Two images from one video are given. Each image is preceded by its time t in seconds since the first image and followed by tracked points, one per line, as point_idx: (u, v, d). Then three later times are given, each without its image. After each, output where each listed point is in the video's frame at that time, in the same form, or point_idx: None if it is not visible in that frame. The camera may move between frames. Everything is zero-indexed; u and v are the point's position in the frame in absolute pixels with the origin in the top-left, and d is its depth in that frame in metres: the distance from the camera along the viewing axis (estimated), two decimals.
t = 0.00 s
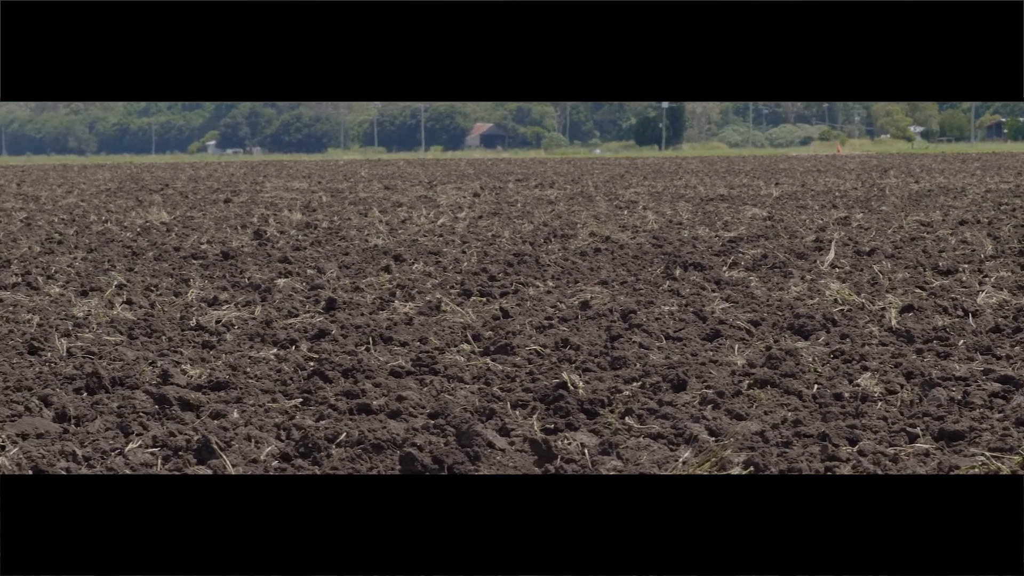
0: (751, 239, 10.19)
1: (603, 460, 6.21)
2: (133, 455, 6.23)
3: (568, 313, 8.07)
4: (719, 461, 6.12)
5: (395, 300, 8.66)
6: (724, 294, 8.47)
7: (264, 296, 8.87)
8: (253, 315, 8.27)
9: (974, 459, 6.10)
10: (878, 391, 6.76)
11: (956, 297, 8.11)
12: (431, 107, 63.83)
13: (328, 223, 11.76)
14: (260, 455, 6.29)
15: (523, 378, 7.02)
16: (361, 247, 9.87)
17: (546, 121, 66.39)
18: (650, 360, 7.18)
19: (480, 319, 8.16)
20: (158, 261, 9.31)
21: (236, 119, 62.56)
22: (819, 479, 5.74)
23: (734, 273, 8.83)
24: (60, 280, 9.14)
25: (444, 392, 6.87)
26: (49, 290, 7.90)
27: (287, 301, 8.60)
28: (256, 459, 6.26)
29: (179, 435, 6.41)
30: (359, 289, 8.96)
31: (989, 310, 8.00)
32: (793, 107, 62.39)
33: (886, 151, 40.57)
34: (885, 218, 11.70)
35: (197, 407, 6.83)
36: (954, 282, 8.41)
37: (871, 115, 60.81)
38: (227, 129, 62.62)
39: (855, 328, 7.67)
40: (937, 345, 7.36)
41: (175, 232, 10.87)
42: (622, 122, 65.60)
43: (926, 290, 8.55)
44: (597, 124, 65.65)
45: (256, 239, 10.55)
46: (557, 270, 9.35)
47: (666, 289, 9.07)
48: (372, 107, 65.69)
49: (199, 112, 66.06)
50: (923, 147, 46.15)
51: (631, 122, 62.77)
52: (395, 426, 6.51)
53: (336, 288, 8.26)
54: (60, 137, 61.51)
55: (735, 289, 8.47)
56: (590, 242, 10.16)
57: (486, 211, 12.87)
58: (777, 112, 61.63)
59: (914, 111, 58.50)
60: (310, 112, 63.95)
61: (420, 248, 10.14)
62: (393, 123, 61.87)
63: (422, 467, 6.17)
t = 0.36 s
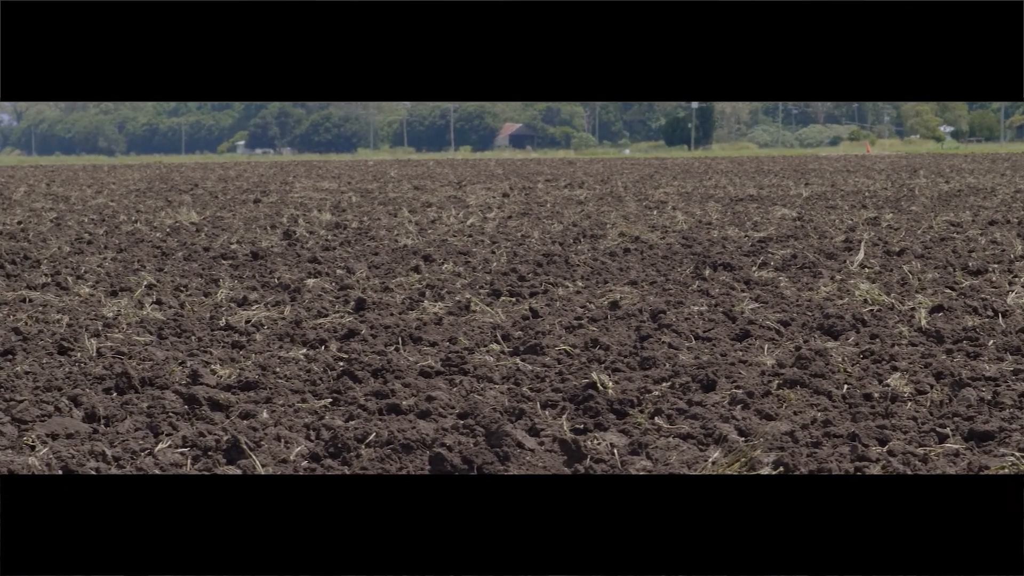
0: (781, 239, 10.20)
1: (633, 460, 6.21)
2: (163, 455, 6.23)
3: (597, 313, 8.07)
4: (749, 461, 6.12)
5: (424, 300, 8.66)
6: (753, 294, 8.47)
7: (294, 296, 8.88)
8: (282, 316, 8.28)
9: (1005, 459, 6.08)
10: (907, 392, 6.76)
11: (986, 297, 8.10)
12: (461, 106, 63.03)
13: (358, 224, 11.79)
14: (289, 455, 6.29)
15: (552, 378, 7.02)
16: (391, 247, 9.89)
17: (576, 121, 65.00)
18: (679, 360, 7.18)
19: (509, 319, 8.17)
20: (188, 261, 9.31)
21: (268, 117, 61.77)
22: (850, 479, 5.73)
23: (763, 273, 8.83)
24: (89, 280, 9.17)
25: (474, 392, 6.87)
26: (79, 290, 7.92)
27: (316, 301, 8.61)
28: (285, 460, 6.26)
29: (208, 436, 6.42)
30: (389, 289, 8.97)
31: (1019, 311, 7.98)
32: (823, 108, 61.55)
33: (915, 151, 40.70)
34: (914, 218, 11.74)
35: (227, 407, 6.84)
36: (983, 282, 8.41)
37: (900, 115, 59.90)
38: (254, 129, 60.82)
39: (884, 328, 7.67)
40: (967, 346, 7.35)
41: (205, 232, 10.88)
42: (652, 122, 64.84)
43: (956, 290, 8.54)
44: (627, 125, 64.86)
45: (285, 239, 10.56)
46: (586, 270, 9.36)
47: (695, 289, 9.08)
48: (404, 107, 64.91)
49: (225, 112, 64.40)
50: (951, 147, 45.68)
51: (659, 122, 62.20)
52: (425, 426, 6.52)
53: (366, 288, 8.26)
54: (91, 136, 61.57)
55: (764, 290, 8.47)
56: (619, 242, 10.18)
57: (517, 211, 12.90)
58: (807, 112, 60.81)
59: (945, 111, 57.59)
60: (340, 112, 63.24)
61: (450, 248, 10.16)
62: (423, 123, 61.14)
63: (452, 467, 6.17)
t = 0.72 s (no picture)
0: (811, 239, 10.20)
1: (663, 460, 6.20)
2: (192, 455, 6.24)
3: (627, 313, 8.07)
4: (778, 461, 6.11)
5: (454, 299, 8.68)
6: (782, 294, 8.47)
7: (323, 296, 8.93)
8: (311, 315, 8.31)
9: None
10: (937, 391, 6.75)
11: (1017, 297, 8.08)
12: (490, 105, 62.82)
13: (387, 224, 11.80)
14: (319, 455, 6.29)
15: (582, 378, 7.02)
16: (421, 247, 9.91)
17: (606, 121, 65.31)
18: (709, 360, 7.17)
19: (538, 320, 8.19)
20: (217, 261, 9.32)
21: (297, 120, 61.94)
22: (879, 480, 5.73)
23: (792, 273, 8.83)
24: (119, 280, 9.18)
25: (503, 392, 6.86)
26: (108, 290, 7.93)
27: (345, 300, 8.63)
28: (315, 459, 6.26)
29: (237, 436, 6.42)
30: (418, 289, 8.98)
31: None
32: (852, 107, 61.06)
33: (946, 151, 40.47)
34: (944, 219, 11.73)
35: (256, 407, 6.84)
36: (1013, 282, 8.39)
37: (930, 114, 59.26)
38: (286, 129, 61.51)
39: (914, 328, 7.66)
40: (997, 346, 7.33)
41: (234, 232, 10.88)
42: (681, 122, 64.41)
43: (985, 290, 8.53)
44: (657, 125, 64.47)
45: (314, 238, 10.57)
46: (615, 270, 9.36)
47: (725, 289, 9.09)
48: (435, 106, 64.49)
49: (255, 113, 64.75)
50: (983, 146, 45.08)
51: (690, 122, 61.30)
52: (454, 426, 6.52)
53: (395, 288, 8.26)
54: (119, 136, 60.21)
55: (793, 289, 8.48)
56: (649, 241, 10.19)
57: (546, 210, 12.89)
58: (836, 111, 60.37)
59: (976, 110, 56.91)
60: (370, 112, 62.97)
61: (480, 248, 10.18)
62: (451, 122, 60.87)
63: (481, 467, 6.17)
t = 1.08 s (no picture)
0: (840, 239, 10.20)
1: (693, 460, 6.20)
2: (222, 455, 6.24)
3: (657, 313, 8.09)
4: (808, 461, 6.11)
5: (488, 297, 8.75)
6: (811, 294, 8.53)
7: (353, 295, 9.01)
8: (342, 315, 8.42)
9: None
10: (967, 391, 6.73)
11: None
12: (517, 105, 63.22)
13: (417, 224, 11.83)
14: (349, 454, 6.29)
15: (611, 378, 7.02)
16: (452, 248, 10.01)
17: (636, 122, 65.17)
18: (738, 360, 7.17)
19: (568, 319, 8.25)
20: (246, 261, 9.33)
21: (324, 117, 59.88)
22: (910, 480, 5.72)
23: (823, 273, 8.85)
24: (148, 280, 9.23)
25: (533, 392, 6.86)
26: (138, 289, 7.91)
27: (375, 300, 8.70)
28: (344, 459, 6.26)
29: (267, 436, 6.43)
30: (448, 289, 9.04)
31: None
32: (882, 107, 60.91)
33: (975, 151, 40.16)
34: (974, 219, 11.72)
35: (285, 406, 6.85)
36: None
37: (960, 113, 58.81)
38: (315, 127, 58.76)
39: (944, 328, 7.65)
40: None
41: (264, 232, 10.91)
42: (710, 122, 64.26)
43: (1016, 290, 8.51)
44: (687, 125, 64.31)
45: (344, 238, 10.60)
46: (645, 269, 9.37)
47: (754, 290, 9.11)
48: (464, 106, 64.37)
49: (285, 112, 63.10)
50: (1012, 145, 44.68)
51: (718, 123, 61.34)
52: (484, 425, 6.52)
53: (425, 287, 8.26)
54: (148, 136, 59.90)
55: (823, 289, 8.52)
56: (679, 241, 10.21)
57: (576, 210, 12.90)
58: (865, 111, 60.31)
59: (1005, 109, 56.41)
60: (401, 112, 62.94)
61: (509, 248, 10.23)
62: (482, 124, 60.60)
63: (511, 467, 6.17)
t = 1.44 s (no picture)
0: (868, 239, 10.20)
1: (721, 460, 6.20)
2: (249, 455, 6.24)
3: (685, 313, 8.11)
4: (836, 461, 6.10)
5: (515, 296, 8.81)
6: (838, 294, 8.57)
7: (381, 295, 9.09)
8: (370, 316, 8.53)
9: None
10: (995, 392, 6.72)
11: None
12: (547, 106, 62.80)
13: (445, 224, 11.86)
14: (376, 454, 6.29)
15: (639, 378, 7.02)
16: (480, 247, 10.08)
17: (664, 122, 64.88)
18: (766, 360, 7.17)
19: (596, 319, 8.31)
20: (274, 261, 9.34)
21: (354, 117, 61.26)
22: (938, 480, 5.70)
23: (851, 273, 8.86)
24: (176, 280, 9.27)
25: (561, 392, 6.86)
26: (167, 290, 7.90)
27: (403, 300, 8.75)
28: (372, 459, 6.26)
29: (295, 436, 6.43)
30: (476, 289, 9.10)
31: None
32: (910, 107, 60.58)
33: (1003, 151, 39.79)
34: (1002, 219, 11.72)
35: (313, 406, 6.86)
36: None
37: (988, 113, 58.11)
38: (344, 129, 60.87)
39: (972, 328, 7.64)
40: None
41: (292, 232, 10.95)
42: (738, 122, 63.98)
43: None
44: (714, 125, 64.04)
45: (372, 238, 10.64)
46: (673, 269, 9.38)
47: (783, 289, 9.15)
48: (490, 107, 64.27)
49: (315, 112, 64.19)
50: None
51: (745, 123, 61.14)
52: (511, 425, 6.52)
53: (453, 287, 8.26)
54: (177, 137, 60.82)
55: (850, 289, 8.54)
56: (706, 241, 10.23)
57: (603, 210, 12.91)
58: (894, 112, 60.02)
59: None
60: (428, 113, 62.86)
61: (537, 248, 10.26)
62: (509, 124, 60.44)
63: (539, 467, 6.16)
